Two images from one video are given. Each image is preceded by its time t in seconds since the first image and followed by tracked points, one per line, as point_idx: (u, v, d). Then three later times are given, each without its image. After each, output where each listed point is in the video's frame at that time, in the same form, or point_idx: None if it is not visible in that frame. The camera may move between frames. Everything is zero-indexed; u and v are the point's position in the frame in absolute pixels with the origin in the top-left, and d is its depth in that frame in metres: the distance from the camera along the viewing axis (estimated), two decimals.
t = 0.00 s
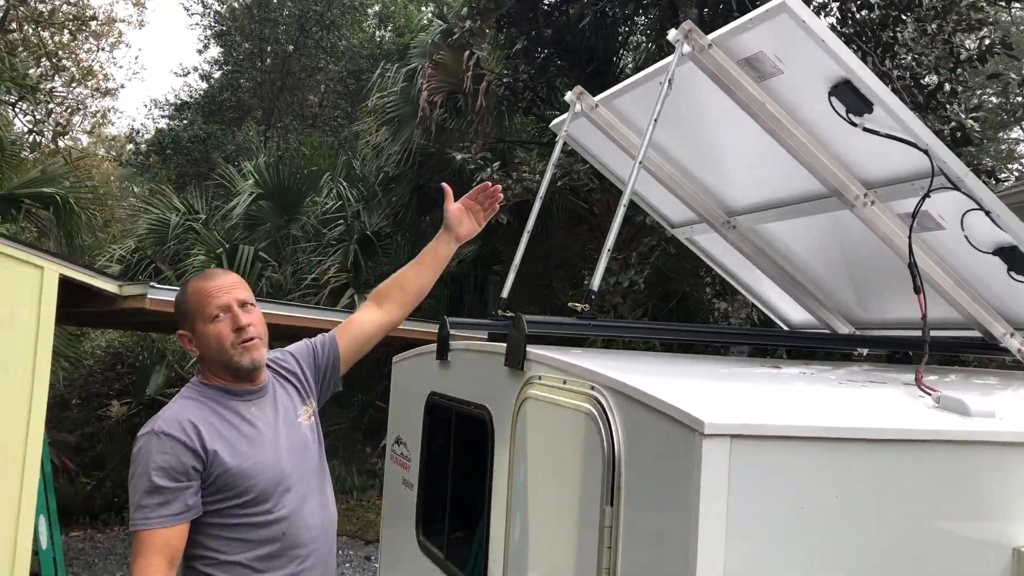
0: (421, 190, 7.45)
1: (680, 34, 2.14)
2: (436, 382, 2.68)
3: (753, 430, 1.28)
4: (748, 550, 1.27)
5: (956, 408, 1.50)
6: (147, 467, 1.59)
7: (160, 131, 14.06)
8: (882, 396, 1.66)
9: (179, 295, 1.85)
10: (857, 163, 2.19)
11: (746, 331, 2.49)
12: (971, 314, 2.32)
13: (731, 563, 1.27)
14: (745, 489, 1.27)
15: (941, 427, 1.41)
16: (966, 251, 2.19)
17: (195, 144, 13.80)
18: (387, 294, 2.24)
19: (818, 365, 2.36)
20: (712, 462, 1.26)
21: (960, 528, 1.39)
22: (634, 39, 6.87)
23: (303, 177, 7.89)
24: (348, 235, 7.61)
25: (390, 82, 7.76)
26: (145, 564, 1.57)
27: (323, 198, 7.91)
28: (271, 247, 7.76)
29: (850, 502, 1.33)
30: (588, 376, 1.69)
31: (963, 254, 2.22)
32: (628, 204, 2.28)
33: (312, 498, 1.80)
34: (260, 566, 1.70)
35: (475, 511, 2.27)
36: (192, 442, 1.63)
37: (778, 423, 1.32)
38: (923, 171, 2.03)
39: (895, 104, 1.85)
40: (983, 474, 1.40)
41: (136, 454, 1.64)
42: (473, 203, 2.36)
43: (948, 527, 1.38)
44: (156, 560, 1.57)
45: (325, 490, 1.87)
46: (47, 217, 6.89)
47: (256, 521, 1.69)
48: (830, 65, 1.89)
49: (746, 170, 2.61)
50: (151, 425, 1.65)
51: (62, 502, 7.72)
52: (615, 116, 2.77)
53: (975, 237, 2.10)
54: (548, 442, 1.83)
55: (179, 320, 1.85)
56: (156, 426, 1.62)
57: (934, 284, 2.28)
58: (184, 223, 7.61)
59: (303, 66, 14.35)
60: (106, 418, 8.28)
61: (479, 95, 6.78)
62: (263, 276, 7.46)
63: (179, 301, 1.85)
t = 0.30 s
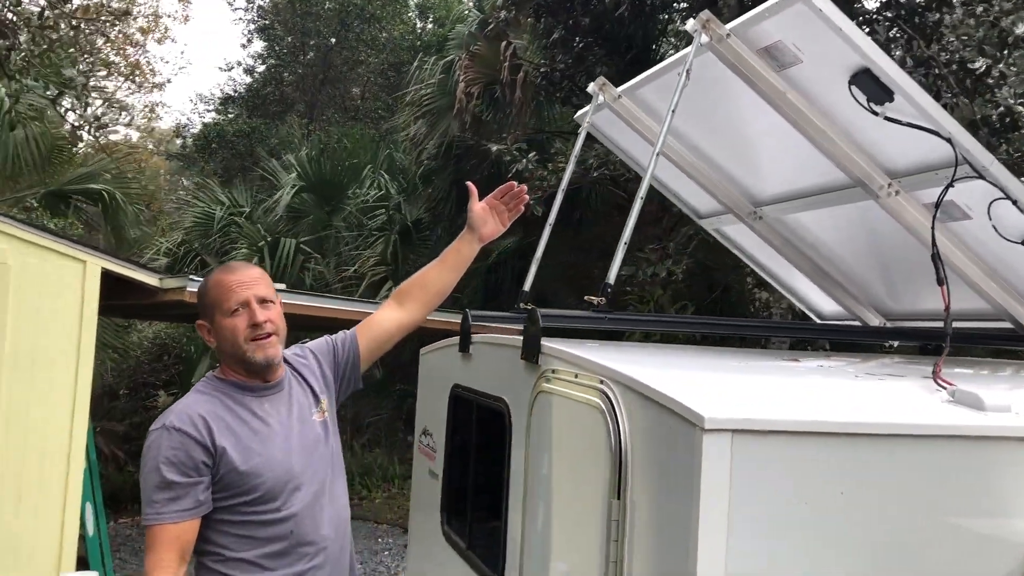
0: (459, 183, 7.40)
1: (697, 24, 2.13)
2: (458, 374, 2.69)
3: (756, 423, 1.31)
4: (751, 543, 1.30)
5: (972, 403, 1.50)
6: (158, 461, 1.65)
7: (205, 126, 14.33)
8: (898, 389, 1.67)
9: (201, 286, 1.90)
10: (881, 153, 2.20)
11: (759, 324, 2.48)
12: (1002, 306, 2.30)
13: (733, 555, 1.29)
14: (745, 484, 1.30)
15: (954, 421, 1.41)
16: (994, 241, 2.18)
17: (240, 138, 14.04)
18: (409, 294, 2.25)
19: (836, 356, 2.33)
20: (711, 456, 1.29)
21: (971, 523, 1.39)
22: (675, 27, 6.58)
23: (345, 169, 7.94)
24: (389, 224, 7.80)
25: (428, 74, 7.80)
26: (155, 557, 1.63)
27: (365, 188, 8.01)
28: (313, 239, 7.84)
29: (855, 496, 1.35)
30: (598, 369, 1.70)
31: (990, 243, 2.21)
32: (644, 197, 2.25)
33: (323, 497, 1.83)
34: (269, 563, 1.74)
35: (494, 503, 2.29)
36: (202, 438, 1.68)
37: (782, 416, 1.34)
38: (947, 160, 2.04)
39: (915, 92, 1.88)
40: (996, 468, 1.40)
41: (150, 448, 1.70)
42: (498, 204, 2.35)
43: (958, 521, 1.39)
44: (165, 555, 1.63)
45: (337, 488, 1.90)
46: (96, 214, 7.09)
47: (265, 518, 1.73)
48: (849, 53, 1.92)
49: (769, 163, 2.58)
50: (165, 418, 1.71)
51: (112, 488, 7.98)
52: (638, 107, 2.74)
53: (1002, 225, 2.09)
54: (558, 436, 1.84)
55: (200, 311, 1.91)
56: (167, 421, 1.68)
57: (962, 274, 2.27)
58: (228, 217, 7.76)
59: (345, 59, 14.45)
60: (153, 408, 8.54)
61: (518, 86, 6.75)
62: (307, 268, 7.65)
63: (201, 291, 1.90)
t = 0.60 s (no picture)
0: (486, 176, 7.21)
1: (702, 20, 2.13)
2: (470, 367, 2.73)
3: (744, 421, 1.33)
4: (741, 540, 1.32)
5: (966, 399, 1.51)
6: (205, 450, 1.65)
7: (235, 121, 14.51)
8: (897, 384, 1.67)
9: (229, 280, 1.84)
10: (889, 147, 2.18)
11: (756, 319, 2.52)
12: (1015, 300, 2.29)
13: (722, 554, 1.31)
14: (733, 482, 1.32)
15: (946, 418, 1.42)
16: (1004, 235, 2.17)
17: (270, 132, 14.18)
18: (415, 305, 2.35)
19: (842, 351, 2.34)
20: (699, 453, 1.31)
21: (964, 520, 1.40)
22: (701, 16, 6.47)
23: (373, 161, 7.98)
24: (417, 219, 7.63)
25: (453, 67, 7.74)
26: (221, 544, 1.59)
27: (392, 182, 7.95)
28: (341, 230, 7.97)
29: (844, 494, 1.36)
30: (596, 366, 1.72)
31: (1002, 238, 2.20)
32: (649, 195, 2.26)
33: (346, 490, 1.88)
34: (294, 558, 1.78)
35: (502, 496, 2.33)
36: (243, 424, 1.70)
37: (770, 413, 1.36)
38: (953, 155, 2.03)
39: (921, 87, 1.86)
40: (988, 464, 1.41)
41: (189, 440, 1.69)
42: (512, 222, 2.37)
43: (951, 519, 1.40)
44: (234, 536, 1.60)
45: (357, 482, 1.95)
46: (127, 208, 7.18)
47: (294, 511, 1.78)
48: (854, 48, 1.90)
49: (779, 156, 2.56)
50: (206, 409, 1.71)
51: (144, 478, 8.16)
52: (648, 101, 2.73)
53: (1011, 219, 2.08)
54: (561, 430, 1.87)
55: (232, 307, 1.82)
56: (208, 412, 1.68)
57: (973, 268, 2.26)
58: (258, 211, 7.75)
59: (372, 52, 14.54)
60: (184, 399, 8.72)
61: (541, 78, 6.84)
62: (336, 261, 7.76)
63: (232, 287, 1.83)
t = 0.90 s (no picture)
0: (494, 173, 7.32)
1: (695, 15, 2.14)
2: (470, 362, 2.76)
3: (729, 413, 1.35)
4: (724, 531, 1.34)
5: (953, 391, 1.53)
6: (288, 398, 1.67)
7: (245, 118, 14.58)
8: (886, 377, 1.69)
9: (249, 281, 1.81)
10: (883, 140, 2.18)
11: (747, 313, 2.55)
12: (1011, 293, 2.30)
13: (707, 545, 1.33)
14: (717, 473, 1.34)
15: (931, 410, 1.43)
16: (1000, 228, 2.17)
17: (279, 128, 14.20)
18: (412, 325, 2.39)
19: (835, 344, 2.35)
20: (685, 443, 1.33)
21: (949, 511, 1.41)
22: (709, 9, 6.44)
23: (381, 158, 7.94)
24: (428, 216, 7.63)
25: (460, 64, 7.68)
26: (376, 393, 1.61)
27: (400, 178, 7.95)
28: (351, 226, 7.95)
29: (829, 487, 1.38)
30: (588, 359, 1.74)
31: (997, 232, 2.20)
32: (643, 190, 2.28)
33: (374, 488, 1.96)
34: (339, 559, 1.80)
35: (500, 489, 2.36)
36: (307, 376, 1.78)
37: (753, 405, 1.38)
38: (947, 147, 2.03)
39: (913, 80, 1.86)
40: (972, 456, 1.42)
41: (263, 411, 1.70)
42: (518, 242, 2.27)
43: (935, 510, 1.41)
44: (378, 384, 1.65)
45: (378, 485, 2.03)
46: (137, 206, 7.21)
47: (345, 503, 1.83)
48: (846, 42, 1.91)
49: (775, 151, 2.56)
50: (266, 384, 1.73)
51: (155, 473, 8.22)
52: (646, 96, 2.73)
53: (1006, 211, 2.09)
54: (555, 424, 1.89)
55: (254, 306, 1.79)
56: (273, 377, 1.73)
57: (968, 261, 2.27)
58: (267, 208, 7.83)
59: (381, 48, 14.56)
60: (195, 396, 8.78)
61: (548, 72, 6.79)
62: (346, 256, 7.70)
63: (252, 285, 1.80)
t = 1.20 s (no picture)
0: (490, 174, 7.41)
1: (682, 18, 2.15)
2: (463, 362, 2.78)
3: (711, 411, 1.36)
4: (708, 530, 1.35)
5: (935, 388, 1.55)
6: (329, 361, 1.59)
7: (242, 120, 14.59)
8: (869, 375, 1.71)
9: (267, 287, 1.70)
10: (869, 139, 2.20)
11: (739, 312, 2.57)
12: (997, 290, 2.33)
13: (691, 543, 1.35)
14: (701, 472, 1.36)
15: (911, 406, 1.45)
16: (985, 225, 2.19)
17: (277, 131, 14.21)
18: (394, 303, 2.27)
19: (824, 343, 2.37)
20: (668, 441, 1.35)
21: (931, 507, 1.43)
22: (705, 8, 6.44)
23: (379, 159, 7.90)
24: (427, 220, 7.60)
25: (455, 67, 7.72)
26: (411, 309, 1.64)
27: (397, 180, 7.91)
28: (350, 229, 7.85)
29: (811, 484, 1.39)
30: (576, 359, 1.76)
31: (983, 229, 2.23)
32: (631, 191, 2.33)
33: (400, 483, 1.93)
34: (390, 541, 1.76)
35: (493, 487, 2.38)
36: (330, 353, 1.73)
37: (736, 403, 1.40)
38: (932, 147, 2.05)
39: (897, 80, 1.88)
40: (956, 452, 1.44)
41: (306, 386, 1.59)
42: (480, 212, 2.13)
43: (918, 505, 1.43)
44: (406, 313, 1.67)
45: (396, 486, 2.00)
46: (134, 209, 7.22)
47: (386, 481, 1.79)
48: (831, 43, 1.92)
49: (764, 152, 2.58)
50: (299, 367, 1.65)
51: (154, 476, 8.23)
52: (636, 97, 2.75)
53: (991, 210, 2.11)
54: (546, 422, 1.91)
55: (274, 313, 1.70)
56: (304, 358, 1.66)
57: (955, 258, 2.29)
58: (265, 210, 7.76)
59: (378, 50, 14.56)
60: (193, 398, 8.79)
61: (544, 73, 6.80)
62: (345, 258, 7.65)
63: (271, 292, 1.70)
